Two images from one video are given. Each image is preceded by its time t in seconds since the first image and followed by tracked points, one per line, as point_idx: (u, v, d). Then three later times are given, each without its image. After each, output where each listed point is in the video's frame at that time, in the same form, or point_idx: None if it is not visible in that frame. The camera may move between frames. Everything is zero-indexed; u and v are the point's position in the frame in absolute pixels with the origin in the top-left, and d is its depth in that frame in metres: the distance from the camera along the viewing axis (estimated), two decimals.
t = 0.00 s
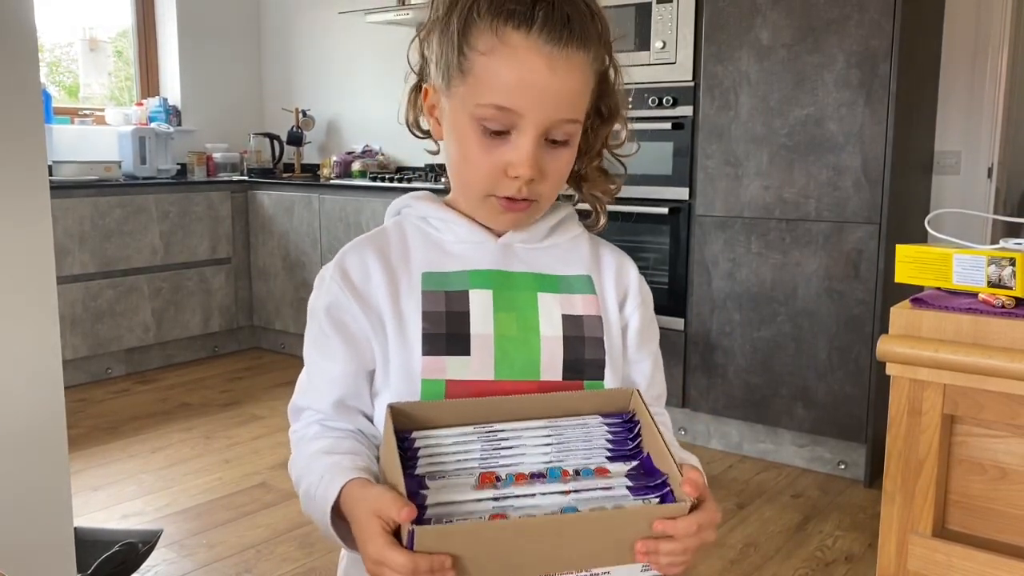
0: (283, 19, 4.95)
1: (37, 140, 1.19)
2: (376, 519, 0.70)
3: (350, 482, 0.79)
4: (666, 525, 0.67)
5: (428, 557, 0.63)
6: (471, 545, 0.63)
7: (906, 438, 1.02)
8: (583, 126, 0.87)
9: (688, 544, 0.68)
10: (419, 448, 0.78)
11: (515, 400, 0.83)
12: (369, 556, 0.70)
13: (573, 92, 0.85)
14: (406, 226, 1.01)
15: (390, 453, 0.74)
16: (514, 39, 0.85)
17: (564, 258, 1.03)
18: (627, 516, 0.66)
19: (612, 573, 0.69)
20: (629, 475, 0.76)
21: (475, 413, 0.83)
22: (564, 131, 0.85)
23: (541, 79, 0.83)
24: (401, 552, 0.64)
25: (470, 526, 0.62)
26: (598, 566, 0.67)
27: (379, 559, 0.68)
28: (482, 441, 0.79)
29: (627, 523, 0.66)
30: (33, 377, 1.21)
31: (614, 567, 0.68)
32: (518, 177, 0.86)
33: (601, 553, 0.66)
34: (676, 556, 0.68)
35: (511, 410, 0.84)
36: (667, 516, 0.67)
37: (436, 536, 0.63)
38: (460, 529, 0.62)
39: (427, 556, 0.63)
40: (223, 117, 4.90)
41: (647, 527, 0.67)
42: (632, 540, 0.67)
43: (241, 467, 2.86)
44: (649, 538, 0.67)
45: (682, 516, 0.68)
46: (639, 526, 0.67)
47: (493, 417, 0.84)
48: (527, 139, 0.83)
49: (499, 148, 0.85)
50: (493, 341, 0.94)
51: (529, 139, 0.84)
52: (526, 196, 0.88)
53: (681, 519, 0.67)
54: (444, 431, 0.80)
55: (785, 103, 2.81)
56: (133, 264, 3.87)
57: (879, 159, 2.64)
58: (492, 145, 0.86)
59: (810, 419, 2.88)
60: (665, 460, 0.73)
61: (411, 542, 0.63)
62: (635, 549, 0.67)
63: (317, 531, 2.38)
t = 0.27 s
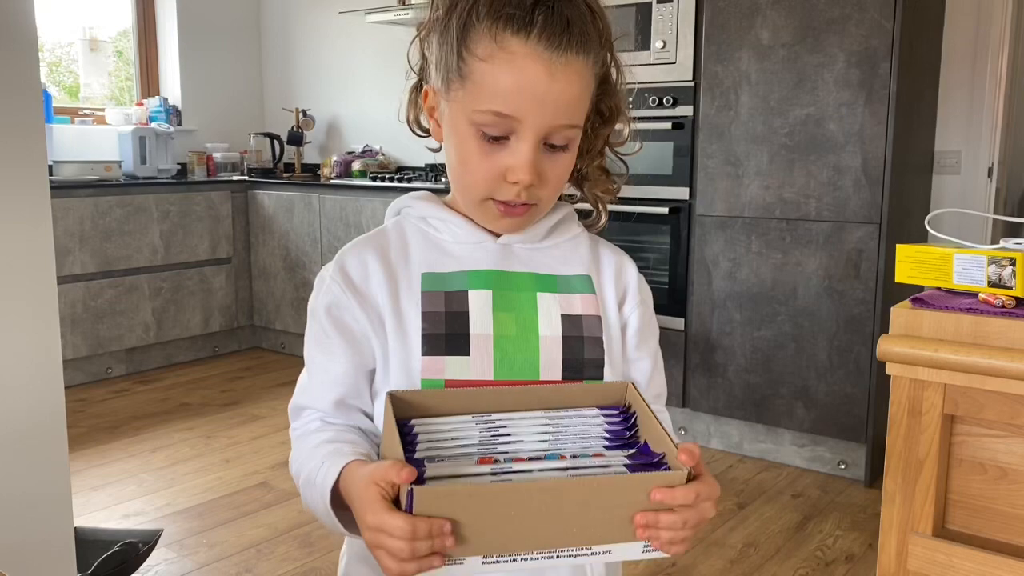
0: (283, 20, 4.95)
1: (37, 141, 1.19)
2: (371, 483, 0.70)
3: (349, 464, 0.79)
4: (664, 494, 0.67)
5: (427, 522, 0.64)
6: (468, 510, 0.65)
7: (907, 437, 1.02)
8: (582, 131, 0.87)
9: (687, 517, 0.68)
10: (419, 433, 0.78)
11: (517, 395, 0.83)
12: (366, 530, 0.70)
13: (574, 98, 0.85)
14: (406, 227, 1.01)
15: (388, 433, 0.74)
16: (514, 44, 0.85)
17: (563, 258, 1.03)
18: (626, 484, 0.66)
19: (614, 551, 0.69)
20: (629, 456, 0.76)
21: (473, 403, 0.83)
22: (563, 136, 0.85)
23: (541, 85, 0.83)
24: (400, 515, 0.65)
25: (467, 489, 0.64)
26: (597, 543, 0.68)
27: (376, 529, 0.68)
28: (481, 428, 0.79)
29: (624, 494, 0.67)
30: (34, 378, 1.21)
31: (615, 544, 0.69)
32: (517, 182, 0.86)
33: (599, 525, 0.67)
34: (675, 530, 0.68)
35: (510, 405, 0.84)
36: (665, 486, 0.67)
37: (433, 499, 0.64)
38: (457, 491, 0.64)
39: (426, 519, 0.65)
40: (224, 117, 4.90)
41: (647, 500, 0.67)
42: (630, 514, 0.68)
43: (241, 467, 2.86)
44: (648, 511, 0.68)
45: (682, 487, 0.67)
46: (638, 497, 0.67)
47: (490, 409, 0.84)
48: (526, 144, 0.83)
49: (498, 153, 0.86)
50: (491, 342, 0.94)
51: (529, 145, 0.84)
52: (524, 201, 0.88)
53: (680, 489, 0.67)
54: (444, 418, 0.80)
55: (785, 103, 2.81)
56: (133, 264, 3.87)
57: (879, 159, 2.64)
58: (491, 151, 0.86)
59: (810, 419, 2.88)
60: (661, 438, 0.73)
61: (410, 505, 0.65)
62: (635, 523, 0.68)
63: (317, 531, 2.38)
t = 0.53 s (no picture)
0: (284, 20, 4.95)
1: (36, 142, 1.19)
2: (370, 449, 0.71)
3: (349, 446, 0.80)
4: (666, 455, 0.69)
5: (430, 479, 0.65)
6: (472, 470, 0.66)
7: (907, 437, 1.02)
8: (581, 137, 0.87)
9: (689, 480, 0.70)
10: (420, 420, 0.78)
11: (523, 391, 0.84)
12: (367, 497, 0.70)
13: (573, 105, 0.85)
14: (405, 228, 1.01)
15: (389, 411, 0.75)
16: (515, 50, 0.84)
17: (562, 258, 1.03)
18: (626, 445, 0.68)
19: (620, 523, 0.70)
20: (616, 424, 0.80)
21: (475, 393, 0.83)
22: (562, 142, 0.86)
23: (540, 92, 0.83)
24: (402, 475, 0.65)
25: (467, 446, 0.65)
26: (603, 512, 0.69)
27: (376, 493, 0.68)
28: (481, 415, 0.79)
29: (627, 456, 0.68)
30: (34, 378, 1.21)
31: (622, 514, 0.70)
32: (516, 187, 0.86)
33: (603, 491, 0.69)
34: (678, 493, 0.69)
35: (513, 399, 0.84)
36: (666, 447, 0.69)
37: (437, 458, 0.65)
38: (461, 450, 0.65)
39: (430, 478, 0.65)
40: (223, 117, 4.90)
41: (648, 463, 0.69)
42: (634, 479, 0.69)
43: (241, 466, 2.86)
44: (651, 475, 0.69)
45: (683, 448, 0.69)
46: (640, 460, 0.69)
47: (489, 401, 0.84)
48: (525, 150, 0.84)
49: (497, 159, 0.86)
50: (492, 343, 0.94)
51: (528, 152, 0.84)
52: (523, 206, 0.89)
53: (681, 450, 0.69)
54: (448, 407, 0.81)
55: (785, 102, 2.81)
56: (133, 264, 3.87)
57: (880, 159, 2.64)
58: (490, 157, 0.86)
59: (810, 418, 2.88)
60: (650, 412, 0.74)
61: (413, 464, 0.65)
62: (639, 489, 0.70)
63: (317, 531, 2.38)
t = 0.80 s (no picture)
0: (283, 19, 4.94)
1: (37, 141, 1.19)
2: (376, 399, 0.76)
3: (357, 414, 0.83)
4: (666, 387, 0.78)
5: (442, 407, 0.72)
6: (484, 401, 0.74)
7: (907, 436, 1.02)
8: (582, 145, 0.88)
9: (691, 413, 0.78)
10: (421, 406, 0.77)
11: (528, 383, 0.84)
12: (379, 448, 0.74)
13: (574, 115, 0.85)
14: (405, 228, 1.00)
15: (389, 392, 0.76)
16: (516, 61, 0.84)
17: (562, 259, 1.03)
18: (629, 378, 0.78)
19: (631, 463, 0.77)
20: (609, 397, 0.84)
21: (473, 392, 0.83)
22: (564, 150, 0.86)
23: (542, 102, 0.83)
24: (414, 405, 0.72)
25: (477, 376, 0.74)
26: (614, 452, 0.77)
27: (389, 433, 0.72)
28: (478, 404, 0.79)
29: (630, 391, 0.78)
30: (34, 377, 1.21)
31: (631, 454, 0.78)
32: (517, 196, 0.86)
33: (613, 427, 0.77)
34: (681, 426, 0.78)
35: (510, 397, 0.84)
36: (665, 380, 0.79)
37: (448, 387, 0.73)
38: (471, 379, 0.74)
39: (442, 406, 0.72)
40: (223, 116, 4.90)
41: (652, 397, 0.78)
42: (639, 415, 0.78)
43: (242, 465, 2.86)
44: (655, 410, 0.78)
45: (681, 380, 0.79)
46: (643, 395, 0.78)
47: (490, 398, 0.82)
48: (527, 160, 0.84)
49: (498, 168, 0.86)
50: (494, 344, 0.94)
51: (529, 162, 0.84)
52: (524, 213, 0.89)
53: (679, 382, 0.79)
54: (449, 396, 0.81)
55: (786, 101, 2.81)
56: (133, 263, 3.87)
57: (880, 158, 2.64)
58: (491, 165, 0.86)
59: (810, 418, 2.88)
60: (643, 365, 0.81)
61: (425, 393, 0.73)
62: (645, 424, 0.78)
63: (317, 530, 2.38)
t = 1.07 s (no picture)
0: (283, 19, 4.94)
1: (36, 140, 1.19)
2: (381, 405, 0.75)
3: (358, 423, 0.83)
4: (673, 395, 0.78)
5: (449, 419, 0.72)
6: (488, 410, 0.74)
7: (906, 436, 1.02)
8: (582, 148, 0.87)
9: (697, 420, 0.79)
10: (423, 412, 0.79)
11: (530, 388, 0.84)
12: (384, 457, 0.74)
13: (574, 117, 0.85)
14: (404, 231, 1.00)
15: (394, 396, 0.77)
16: (516, 65, 0.84)
17: (563, 261, 1.03)
18: (635, 386, 0.78)
19: (637, 472, 0.78)
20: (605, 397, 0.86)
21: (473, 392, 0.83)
22: (564, 153, 0.86)
23: (542, 105, 0.83)
24: (420, 415, 0.71)
25: (482, 386, 0.74)
26: (620, 461, 0.77)
27: (395, 443, 0.72)
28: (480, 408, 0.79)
29: (635, 399, 0.78)
30: (33, 376, 1.21)
31: (637, 463, 0.78)
32: (518, 199, 0.86)
33: (618, 435, 0.77)
34: (688, 434, 0.78)
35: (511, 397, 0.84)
36: (671, 388, 0.79)
37: (453, 397, 0.73)
38: (477, 388, 0.74)
39: (448, 417, 0.72)
40: (223, 116, 4.90)
41: (658, 406, 0.79)
42: (645, 422, 0.78)
43: (241, 465, 2.86)
44: (662, 418, 0.78)
45: (687, 388, 0.79)
46: (649, 403, 0.78)
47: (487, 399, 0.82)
48: (527, 164, 0.84)
49: (498, 172, 0.86)
50: (495, 343, 0.93)
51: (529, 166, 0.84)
52: (525, 216, 0.88)
53: (686, 390, 0.79)
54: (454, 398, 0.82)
55: (785, 101, 2.81)
56: (132, 263, 3.87)
57: (880, 158, 2.64)
58: (491, 169, 0.86)
59: (810, 417, 2.88)
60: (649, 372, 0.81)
61: (430, 403, 0.72)
62: (652, 432, 0.78)
63: (317, 530, 2.38)
